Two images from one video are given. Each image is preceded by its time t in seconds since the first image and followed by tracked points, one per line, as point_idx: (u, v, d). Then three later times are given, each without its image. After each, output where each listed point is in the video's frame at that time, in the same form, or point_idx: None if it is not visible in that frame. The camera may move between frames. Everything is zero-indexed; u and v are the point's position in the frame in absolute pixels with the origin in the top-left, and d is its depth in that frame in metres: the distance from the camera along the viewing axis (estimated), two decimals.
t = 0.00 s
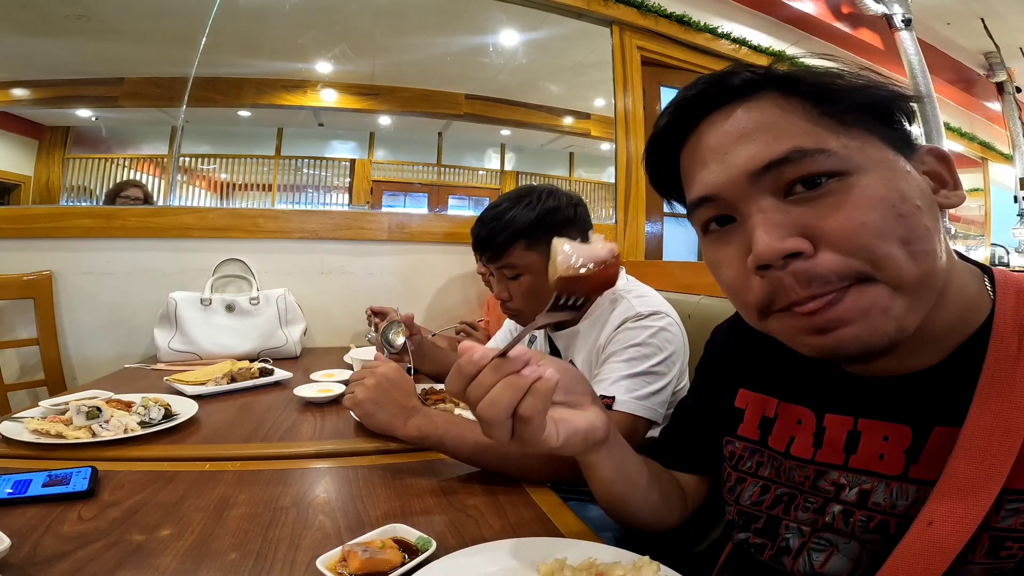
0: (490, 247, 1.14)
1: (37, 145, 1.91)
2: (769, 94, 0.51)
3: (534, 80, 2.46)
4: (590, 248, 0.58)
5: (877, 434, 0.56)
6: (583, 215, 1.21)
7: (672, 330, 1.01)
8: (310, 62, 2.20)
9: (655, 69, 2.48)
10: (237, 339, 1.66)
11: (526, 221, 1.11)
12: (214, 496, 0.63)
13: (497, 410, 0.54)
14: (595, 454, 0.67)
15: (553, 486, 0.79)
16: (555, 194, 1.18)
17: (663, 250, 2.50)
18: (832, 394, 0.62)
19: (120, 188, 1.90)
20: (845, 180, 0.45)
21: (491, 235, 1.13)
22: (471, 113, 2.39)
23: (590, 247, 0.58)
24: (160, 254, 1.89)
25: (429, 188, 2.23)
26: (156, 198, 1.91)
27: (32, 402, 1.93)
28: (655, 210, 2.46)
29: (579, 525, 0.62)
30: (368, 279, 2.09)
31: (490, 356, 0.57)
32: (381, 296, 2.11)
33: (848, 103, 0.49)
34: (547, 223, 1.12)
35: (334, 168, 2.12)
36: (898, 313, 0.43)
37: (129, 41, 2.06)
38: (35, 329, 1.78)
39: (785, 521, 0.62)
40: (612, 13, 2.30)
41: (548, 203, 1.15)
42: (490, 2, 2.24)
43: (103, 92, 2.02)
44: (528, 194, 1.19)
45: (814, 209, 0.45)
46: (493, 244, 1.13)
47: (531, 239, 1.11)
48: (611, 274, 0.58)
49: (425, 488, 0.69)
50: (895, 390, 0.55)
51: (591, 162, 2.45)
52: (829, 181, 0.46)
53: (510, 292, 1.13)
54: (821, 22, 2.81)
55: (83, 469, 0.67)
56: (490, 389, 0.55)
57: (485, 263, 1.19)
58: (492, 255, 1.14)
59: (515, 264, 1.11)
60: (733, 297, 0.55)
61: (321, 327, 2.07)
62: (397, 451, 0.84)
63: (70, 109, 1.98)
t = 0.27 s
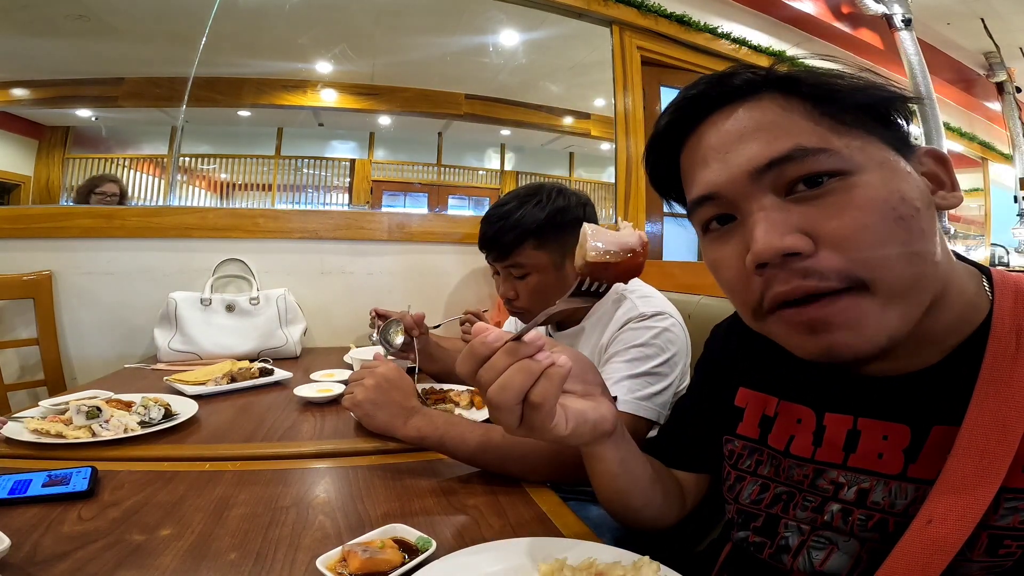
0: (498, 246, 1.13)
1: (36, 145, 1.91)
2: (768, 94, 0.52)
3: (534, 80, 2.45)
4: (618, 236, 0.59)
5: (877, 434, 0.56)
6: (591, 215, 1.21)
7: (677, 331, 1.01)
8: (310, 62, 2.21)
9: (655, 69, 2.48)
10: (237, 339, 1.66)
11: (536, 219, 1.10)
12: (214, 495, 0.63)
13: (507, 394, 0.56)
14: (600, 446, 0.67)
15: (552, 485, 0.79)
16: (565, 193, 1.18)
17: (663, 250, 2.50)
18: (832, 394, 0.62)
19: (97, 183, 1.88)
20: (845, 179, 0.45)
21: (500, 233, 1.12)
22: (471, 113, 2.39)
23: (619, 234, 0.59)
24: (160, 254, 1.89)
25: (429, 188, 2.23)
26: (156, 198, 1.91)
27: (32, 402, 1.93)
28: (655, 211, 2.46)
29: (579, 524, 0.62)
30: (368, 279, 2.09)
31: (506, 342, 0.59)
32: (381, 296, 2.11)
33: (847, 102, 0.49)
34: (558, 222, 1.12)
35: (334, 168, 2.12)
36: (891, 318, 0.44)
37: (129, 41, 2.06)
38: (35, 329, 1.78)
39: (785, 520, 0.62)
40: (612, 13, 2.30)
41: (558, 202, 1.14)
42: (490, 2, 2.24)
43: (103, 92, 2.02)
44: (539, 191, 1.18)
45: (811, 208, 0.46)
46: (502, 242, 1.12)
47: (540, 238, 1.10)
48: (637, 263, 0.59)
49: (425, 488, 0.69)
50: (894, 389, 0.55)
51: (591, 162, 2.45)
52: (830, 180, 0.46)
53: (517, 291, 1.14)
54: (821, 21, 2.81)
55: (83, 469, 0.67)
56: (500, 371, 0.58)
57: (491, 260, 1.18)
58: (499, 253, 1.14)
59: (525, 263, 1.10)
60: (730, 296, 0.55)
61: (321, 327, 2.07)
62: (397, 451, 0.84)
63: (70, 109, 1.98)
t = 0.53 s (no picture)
0: (511, 244, 1.12)
1: (36, 145, 1.91)
2: (770, 95, 0.51)
3: (534, 80, 2.46)
4: (612, 241, 0.59)
5: (877, 434, 0.56)
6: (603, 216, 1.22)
7: (684, 333, 1.01)
8: (310, 62, 2.21)
9: (655, 68, 2.48)
10: (237, 339, 1.66)
11: (554, 219, 1.10)
12: (214, 495, 0.63)
13: (507, 388, 0.57)
14: (600, 444, 0.67)
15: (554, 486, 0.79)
16: (581, 193, 1.17)
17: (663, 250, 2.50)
18: (833, 395, 0.62)
19: (81, 178, 1.89)
20: (846, 180, 0.45)
21: (516, 230, 1.10)
22: (470, 112, 2.39)
23: (612, 241, 0.59)
24: (160, 254, 1.89)
25: (429, 188, 2.23)
26: (156, 198, 1.91)
27: (32, 402, 1.93)
28: (655, 210, 2.46)
29: (577, 524, 0.61)
30: (368, 279, 2.09)
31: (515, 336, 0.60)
32: (381, 296, 2.11)
33: (849, 102, 0.49)
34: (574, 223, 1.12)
35: (334, 168, 2.12)
36: (888, 314, 0.44)
37: (129, 41, 2.06)
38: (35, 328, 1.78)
39: (786, 520, 0.62)
40: (611, 13, 2.29)
41: (575, 202, 1.14)
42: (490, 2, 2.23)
43: (103, 92, 2.02)
44: (556, 189, 1.17)
45: (812, 208, 0.46)
46: (517, 240, 1.10)
47: (556, 238, 1.10)
48: (628, 269, 0.59)
49: (425, 488, 0.69)
50: (894, 389, 0.55)
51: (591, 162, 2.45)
52: (830, 182, 0.46)
53: (527, 289, 1.13)
54: (821, 22, 2.81)
55: (83, 469, 0.67)
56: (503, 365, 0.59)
57: (502, 256, 1.16)
58: (512, 251, 1.12)
59: (540, 263, 1.10)
60: (728, 296, 0.55)
61: (321, 327, 2.07)
62: (397, 451, 0.84)
63: (70, 109, 1.98)
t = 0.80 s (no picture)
0: (525, 243, 1.11)
1: (36, 145, 1.91)
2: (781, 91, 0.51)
3: (534, 80, 2.46)
4: (600, 280, 0.58)
5: (877, 435, 0.56)
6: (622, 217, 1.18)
7: (690, 335, 1.01)
8: (310, 62, 2.21)
9: (655, 68, 2.48)
10: (237, 339, 1.66)
11: (570, 218, 1.08)
12: (214, 495, 0.63)
13: (509, 382, 0.59)
14: (599, 447, 0.67)
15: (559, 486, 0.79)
16: (600, 193, 1.15)
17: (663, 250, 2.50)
18: (833, 395, 0.62)
19: (80, 178, 1.88)
20: (851, 179, 0.45)
21: (531, 228, 1.09)
22: (470, 112, 2.40)
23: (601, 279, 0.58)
24: (160, 254, 1.89)
25: (429, 188, 2.23)
26: (156, 198, 1.91)
27: (31, 402, 1.93)
28: (655, 211, 2.46)
29: (577, 524, 0.61)
30: (368, 279, 2.09)
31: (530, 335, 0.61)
32: (381, 296, 2.11)
33: (860, 101, 0.48)
34: (591, 223, 1.09)
35: (334, 168, 2.12)
36: (885, 317, 0.44)
37: (128, 41, 2.06)
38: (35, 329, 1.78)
39: (786, 521, 0.62)
40: (611, 13, 2.29)
41: (592, 201, 1.12)
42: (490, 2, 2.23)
43: (103, 92, 2.03)
44: (574, 188, 1.15)
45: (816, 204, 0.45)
46: (531, 239, 1.10)
47: (571, 238, 1.08)
48: (615, 307, 0.58)
49: (425, 488, 0.69)
50: (895, 390, 0.55)
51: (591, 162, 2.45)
52: (835, 179, 0.46)
53: (538, 287, 1.12)
54: (821, 22, 2.80)
55: (83, 469, 0.67)
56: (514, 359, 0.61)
57: (515, 254, 1.16)
58: (526, 249, 1.11)
59: (553, 263, 1.08)
60: (725, 289, 0.56)
61: (321, 328, 2.07)
62: (397, 451, 0.84)
63: (70, 109, 1.98)
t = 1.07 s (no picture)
0: (533, 242, 1.07)
1: (36, 145, 1.91)
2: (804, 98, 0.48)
3: (534, 80, 2.46)
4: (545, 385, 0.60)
5: (879, 437, 0.56)
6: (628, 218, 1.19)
7: (694, 338, 1.01)
8: (310, 62, 2.21)
9: (655, 68, 2.47)
10: (237, 339, 1.66)
11: (583, 218, 1.07)
12: (214, 495, 0.63)
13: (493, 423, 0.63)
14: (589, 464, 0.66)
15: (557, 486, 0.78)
16: (610, 193, 1.15)
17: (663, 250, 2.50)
18: (835, 398, 0.61)
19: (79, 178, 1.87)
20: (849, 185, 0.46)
21: (541, 227, 1.05)
22: (470, 112, 2.40)
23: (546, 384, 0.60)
24: (160, 254, 1.89)
25: (429, 188, 2.23)
26: (156, 198, 1.91)
27: (31, 402, 1.93)
28: (655, 211, 2.46)
29: (577, 524, 0.62)
30: (369, 279, 2.09)
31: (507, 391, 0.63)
32: (381, 296, 2.11)
33: (885, 112, 0.46)
34: (603, 224, 1.09)
35: (334, 168, 2.12)
36: (785, 323, 0.50)
37: (129, 41, 2.06)
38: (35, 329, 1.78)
39: (787, 523, 0.63)
40: (611, 13, 2.28)
41: (604, 202, 1.12)
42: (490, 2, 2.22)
43: (103, 92, 2.03)
44: (585, 187, 1.14)
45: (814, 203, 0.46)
46: (541, 237, 1.06)
47: (582, 238, 1.07)
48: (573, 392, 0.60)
49: (425, 487, 0.69)
50: (898, 393, 0.55)
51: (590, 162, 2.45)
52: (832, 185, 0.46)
53: (546, 288, 1.10)
54: (821, 21, 2.80)
55: (83, 469, 0.67)
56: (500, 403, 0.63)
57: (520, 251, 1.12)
58: (534, 248, 1.08)
59: (563, 263, 1.07)
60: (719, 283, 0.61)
61: (321, 328, 2.07)
62: (397, 451, 0.84)
63: (70, 109, 1.98)
